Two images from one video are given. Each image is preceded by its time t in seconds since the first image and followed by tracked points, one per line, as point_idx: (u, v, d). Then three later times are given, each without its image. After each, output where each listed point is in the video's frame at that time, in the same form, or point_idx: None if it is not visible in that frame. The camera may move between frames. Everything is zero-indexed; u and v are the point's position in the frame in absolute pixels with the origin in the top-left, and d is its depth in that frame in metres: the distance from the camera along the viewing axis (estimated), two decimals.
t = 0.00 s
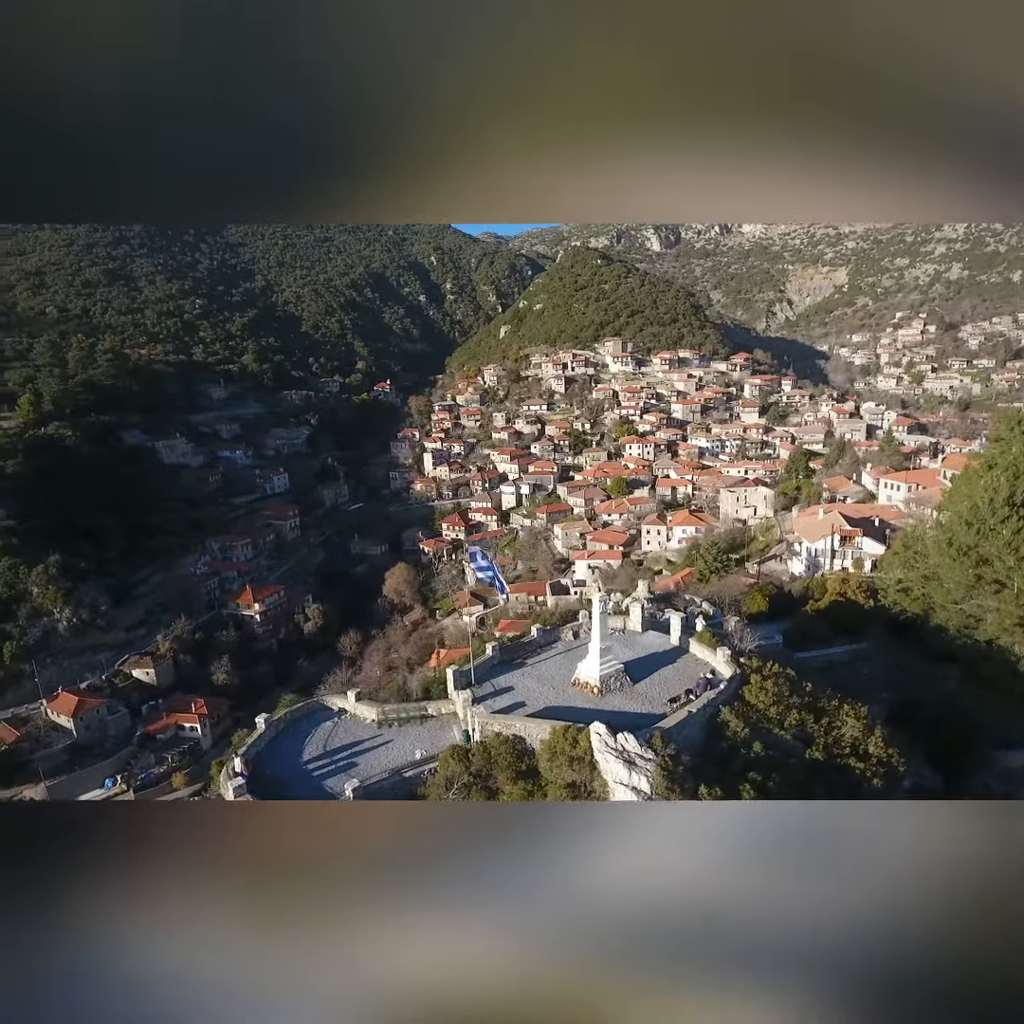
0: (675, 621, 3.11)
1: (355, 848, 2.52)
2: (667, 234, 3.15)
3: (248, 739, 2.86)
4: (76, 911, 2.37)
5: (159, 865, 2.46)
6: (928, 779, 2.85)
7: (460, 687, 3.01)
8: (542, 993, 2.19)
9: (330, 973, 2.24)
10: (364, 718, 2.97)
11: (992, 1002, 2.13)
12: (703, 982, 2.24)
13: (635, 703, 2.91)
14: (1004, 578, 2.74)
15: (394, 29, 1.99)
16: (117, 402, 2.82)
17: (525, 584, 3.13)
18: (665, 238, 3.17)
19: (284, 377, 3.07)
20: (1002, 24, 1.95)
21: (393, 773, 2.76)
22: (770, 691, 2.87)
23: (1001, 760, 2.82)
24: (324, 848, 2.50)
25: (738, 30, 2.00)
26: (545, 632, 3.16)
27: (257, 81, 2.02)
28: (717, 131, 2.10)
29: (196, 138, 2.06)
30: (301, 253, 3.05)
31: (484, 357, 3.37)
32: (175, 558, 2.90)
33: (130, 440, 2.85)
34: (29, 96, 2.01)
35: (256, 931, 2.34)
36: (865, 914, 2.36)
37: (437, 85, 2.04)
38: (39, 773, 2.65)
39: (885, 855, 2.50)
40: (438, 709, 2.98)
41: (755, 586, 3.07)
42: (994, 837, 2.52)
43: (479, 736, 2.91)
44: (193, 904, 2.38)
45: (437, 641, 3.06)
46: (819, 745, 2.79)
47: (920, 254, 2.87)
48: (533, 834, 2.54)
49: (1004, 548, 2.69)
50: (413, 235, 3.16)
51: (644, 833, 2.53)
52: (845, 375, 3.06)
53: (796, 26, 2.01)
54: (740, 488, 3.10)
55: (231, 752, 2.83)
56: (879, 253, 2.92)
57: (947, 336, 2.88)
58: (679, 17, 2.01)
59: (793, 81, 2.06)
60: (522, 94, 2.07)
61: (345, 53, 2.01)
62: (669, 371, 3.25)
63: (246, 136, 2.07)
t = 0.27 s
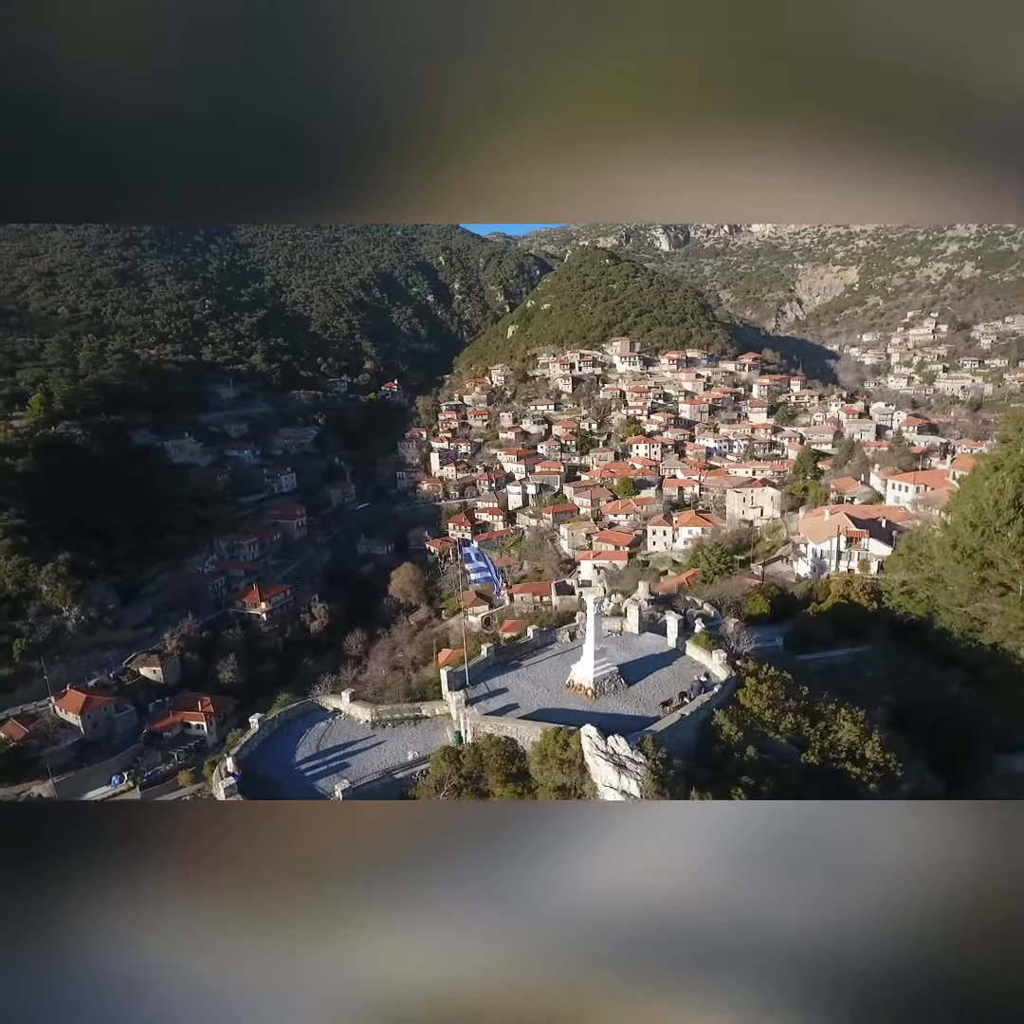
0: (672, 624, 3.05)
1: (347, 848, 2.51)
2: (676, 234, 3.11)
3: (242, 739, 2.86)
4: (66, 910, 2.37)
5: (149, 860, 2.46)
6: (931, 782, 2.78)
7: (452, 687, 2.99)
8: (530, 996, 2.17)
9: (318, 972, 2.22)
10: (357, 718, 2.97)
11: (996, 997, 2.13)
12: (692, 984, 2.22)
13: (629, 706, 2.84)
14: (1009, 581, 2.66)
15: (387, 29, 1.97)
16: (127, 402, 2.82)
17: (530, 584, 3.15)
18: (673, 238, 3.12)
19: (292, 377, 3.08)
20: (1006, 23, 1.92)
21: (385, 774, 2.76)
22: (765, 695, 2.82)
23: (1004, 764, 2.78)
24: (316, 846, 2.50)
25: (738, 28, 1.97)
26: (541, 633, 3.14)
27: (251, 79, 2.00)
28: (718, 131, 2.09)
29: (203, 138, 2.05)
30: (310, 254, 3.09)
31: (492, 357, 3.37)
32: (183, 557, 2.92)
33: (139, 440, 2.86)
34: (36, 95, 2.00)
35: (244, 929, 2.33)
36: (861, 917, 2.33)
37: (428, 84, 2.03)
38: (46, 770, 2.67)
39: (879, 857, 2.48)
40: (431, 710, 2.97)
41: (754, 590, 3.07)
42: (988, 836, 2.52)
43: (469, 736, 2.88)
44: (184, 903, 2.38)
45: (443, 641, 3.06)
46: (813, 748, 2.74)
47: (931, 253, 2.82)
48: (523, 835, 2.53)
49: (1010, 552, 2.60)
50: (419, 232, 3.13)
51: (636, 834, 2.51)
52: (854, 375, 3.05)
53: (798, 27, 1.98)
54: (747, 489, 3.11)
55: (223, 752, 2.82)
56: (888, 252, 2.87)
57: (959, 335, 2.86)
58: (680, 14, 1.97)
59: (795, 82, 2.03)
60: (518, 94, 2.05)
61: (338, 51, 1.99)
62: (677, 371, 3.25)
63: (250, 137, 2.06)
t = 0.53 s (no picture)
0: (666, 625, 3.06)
1: (339, 849, 2.54)
2: (682, 234, 3.15)
3: (235, 739, 2.87)
4: (61, 908, 2.40)
5: (144, 859, 2.51)
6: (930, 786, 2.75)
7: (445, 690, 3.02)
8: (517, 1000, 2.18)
9: (307, 973, 2.25)
10: (349, 718, 2.97)
11: (989, 1002, 2.12)
12: (678, 988, 2.24)
13: (620, 709, 2.90)
14: (1009, 582, 2.68)
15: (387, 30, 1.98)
16: (134, 402, 2.85)
17: (533, 584, 3.16)
18: (680, 238, 3.16)
19: (298, 377, 3.09)
20: (1007, 23, 1.91)
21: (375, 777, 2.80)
22: (759, 700, 2.86)
23: (1004, 769, 2.74)
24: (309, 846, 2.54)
25: (736, 32, 1.97)
26: (534, 636, 3.13)
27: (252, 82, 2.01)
28: (718, 131, 2.09)
29: (205, 140, 2.06)
30: (317, 255, 3.10)
31: (497, 357, 3.36)
32: (188, 556, 2.93)
33: (145, 439, 2.87)
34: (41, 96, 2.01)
35: (237, 929, 2.36)
36: (848, 918, 2.34)
37: (427, 84, 2.03)
38: (51, 767, 2.69)
39: (865, 861, 2.49)
40: (422, 711, 3.00)
41: (753, 592, 3.06)
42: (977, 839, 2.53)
43: (460, 739, 2.92)
44: (179, 900, 2.41)
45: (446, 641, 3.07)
46: (807, 754, 2.77)
47: (940, 253, 2.83)
48: (513, 838, 2.56)
49: (1011, 553, 2.62)
50: (427, 237, 3.21)
51: (623, 837, 2.54)
52: (862, 376, 3.02)
53: (799, 28, 1.97)
54: (752, 489, 3.08)
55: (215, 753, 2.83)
56: (897, 252, 2.86)
57: (968, 334, 2.83)
58: (681, 18, 1.97)
59: (797, 83, 2.02)
60: (518, 94, 2.05)
61: (338, 52, 1.99)
62: (682, 371, 3.25)
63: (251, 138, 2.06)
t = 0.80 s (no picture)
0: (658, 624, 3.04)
1: (308, 850, 2.34)
2: (687, 234, 3.02)
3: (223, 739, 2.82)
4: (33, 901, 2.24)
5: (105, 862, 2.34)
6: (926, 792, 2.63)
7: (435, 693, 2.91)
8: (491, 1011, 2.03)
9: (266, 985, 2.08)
10: (340, 718, 2.94)
11: None
12: (690, 987, 2.09)
13: (610, 710, 2.76)
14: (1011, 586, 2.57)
15: (386, 27, 1.96)
16: (138, 402, 2.86)
17: (536, 583, 3.17)
18: (684, 238, 3.04)
19: (301, 377, 3.09)
20: (1009, 22, 1.90)
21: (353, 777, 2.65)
22: (749, 701, 2.74)
23: (1002, 774, 2.63)
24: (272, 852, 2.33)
25: (738, 30, 1.95)
26: (526, 638, 3.12)
27: (252, 81, 2.00)
28: (716, 132, 2.09)
29: (208, 140, 2.06)
30: (322, 255, 3.11)
31: (501, 357, 3.39)
32: (191, 556, 2.94)
33: (149, 439, 2.88)
34: (43, 95, 2.01)
35: (222, 925, 2.21)
36: (872, 916, 2.20)
37: (426, 84, 2.03)
38: (54, 764, 2.68)
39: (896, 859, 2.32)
40: (411, 716, 2.92)
41: (750, 593, 3.06)
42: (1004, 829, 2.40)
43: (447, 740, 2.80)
44: (159, 895, 2.25)
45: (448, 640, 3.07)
46: (797, 756, 2.62)
47: (946, 252, 2.75)
48: (496, 840, 2.37)
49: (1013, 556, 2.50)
50: (430, 237, 3.10)
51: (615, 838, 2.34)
52: (867, 376, 3.01)
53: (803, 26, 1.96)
54: (753, 490, 3.10)
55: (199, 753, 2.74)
56: (903, 250, 2.77)
57: (975, 334, 2.81)
58: (684, 15, 1.96)
59: (797, 81, 2.02)
60: (518, 94, 2.06)
61: (339, 51, 1.99)
62: (686, 370, 3.23)
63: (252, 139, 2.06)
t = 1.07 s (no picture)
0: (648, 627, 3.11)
1: (303, 844, 2.45)
2: (690, 234, 3.02)
3: (211, 739, 2.86)
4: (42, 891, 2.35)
5: (107, 861, 2.43)
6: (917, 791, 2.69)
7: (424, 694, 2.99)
8: (460, 1010, 2.06)
9: (250, 976, 2.13)
10: (329, 718, 2.96)
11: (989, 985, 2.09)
12: (667, 972, 2.16)
13: (598, 712, 2.85)
14: (1003, 589, 2.64)
15: (386, 28, 1.97)
16: (140, 402, 2.86)
17: (536, 583, 3.18)
18: (687, 238, 3.04)
19: (304, 377, 3.09)
20: (1006, 25, 1.91)
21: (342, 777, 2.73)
22: (735, 705, 2.83)
23: (996, 776, 2.67)
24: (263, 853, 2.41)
25: (738, 29, 1.96)
26: (517, 639, 3.17)
27: (252, 81, 2.01)
28: (717, 131, 2.07)
29: (208, 140, 2.06)
30: (325, 254, 3.10)
31: (503, 356, 3.37)
32: (193, 555, 2.95)
33: (151, 438, 2.89)
34: (46, 96, 2.02)
35: (218, 909, 2.31)
36: (838, 903, 2.30)
37: (426, 83, 2.02)
38: (54, 764, 2.71)
39: (865, 855, 2.43)
40: (400, 717, 2.96)
41: (747, 593, 3.08)
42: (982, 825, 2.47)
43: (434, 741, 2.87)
44: (162, 881, 2.37)
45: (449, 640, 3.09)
46: (786, 758, 2.74)
47: (951, 251, 2.73)
48: (479, 841, 2.48)
49: (1005, 559, 2.57)
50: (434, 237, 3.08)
51: (592, 842, 2.45)
52: (871, 375, 3.00)
53: (803, 29, 1.97)
54: (755, 489, 3.06)
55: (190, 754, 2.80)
56: (907, 250, 2.78)
57: (979, 333, 2.80)
58: (684, 17, 1.97)
59: (797, 81, 2.02)
60: (518, 94, 2.04)
61: (340, 53, 2.00)
62: (688, 370, 3.22)
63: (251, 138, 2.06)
